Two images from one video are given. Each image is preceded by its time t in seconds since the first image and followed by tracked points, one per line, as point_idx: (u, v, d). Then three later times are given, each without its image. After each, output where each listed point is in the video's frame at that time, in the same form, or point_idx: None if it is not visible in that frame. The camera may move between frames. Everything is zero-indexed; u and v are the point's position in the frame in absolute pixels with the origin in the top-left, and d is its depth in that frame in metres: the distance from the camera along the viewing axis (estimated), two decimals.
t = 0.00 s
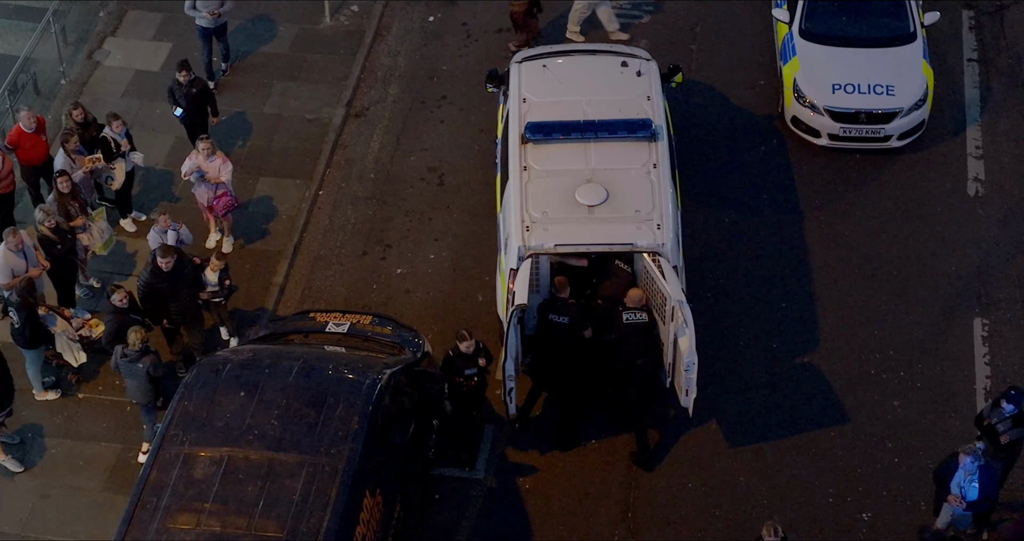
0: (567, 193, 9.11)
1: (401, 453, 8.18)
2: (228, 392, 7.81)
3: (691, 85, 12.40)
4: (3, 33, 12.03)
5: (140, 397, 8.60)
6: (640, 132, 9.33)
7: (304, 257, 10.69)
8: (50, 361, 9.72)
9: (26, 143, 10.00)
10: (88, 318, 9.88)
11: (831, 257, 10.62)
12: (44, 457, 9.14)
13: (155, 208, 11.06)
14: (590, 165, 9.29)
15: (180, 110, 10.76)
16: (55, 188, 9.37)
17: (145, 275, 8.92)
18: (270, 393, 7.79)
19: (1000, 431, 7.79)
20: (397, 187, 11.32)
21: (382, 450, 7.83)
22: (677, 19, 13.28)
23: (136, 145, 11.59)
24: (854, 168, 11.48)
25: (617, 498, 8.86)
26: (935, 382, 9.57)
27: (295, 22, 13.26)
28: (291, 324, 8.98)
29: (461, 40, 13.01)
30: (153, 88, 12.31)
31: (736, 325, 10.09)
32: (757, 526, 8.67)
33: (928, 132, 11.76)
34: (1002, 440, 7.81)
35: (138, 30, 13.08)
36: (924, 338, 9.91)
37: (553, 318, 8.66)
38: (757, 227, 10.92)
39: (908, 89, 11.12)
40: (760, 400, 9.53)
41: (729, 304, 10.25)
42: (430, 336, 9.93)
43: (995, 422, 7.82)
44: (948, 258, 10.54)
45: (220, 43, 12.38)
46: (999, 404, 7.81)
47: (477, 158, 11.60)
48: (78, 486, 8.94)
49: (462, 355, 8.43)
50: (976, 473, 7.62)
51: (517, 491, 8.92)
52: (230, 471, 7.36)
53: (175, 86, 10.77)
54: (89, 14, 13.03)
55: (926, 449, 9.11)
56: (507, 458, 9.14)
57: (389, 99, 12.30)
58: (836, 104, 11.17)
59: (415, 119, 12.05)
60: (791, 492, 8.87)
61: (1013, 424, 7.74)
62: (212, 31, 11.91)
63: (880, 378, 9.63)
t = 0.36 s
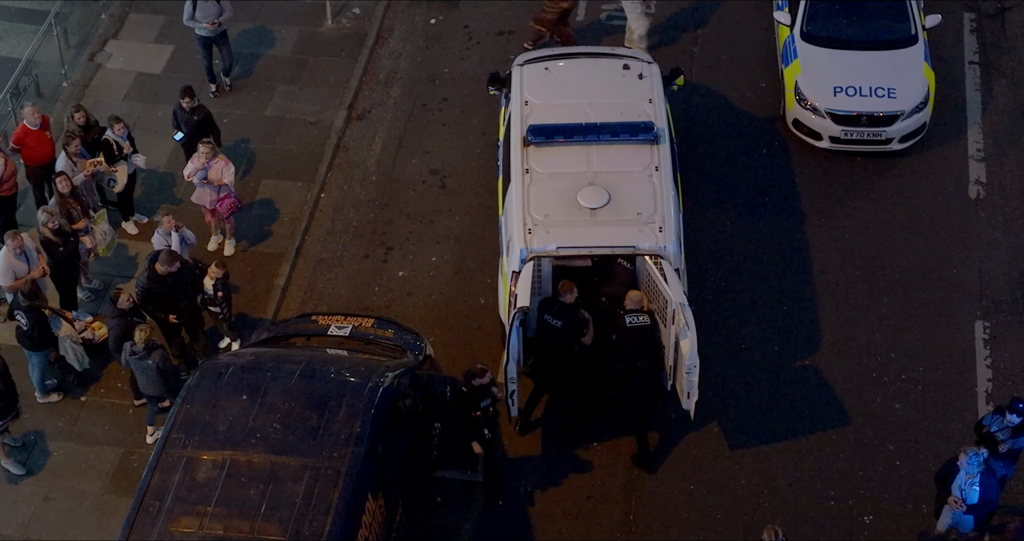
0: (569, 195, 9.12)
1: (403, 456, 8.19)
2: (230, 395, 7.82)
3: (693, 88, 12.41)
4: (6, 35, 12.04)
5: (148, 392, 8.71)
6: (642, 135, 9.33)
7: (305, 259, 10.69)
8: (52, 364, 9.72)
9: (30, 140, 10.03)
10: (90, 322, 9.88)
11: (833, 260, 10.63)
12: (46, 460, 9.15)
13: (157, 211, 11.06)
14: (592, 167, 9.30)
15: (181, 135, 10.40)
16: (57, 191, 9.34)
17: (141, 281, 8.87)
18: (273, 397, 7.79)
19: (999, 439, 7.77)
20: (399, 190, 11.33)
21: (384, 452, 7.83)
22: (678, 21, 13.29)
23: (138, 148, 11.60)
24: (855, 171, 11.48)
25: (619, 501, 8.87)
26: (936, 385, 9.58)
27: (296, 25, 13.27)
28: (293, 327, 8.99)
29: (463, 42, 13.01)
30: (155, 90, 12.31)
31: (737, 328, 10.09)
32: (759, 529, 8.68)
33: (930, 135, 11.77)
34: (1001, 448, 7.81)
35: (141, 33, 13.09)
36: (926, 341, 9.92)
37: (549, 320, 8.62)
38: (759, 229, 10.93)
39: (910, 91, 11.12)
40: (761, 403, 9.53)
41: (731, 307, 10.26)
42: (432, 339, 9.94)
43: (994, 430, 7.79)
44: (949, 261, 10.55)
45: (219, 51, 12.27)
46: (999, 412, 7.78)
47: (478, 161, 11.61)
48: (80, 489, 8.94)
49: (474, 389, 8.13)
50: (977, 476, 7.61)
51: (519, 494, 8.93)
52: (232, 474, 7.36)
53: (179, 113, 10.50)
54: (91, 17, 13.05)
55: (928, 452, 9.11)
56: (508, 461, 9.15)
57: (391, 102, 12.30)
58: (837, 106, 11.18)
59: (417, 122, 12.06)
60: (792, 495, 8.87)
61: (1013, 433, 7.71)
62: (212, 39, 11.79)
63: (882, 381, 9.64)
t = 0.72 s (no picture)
0: (570, 198, 9.13)
1: (404, 459, 8.19)
2: (232, 399, 7.83)
3: (694, 91, 12.42)
4: (8, 38, 12.06)
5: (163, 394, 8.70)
6: (643, 138, 9.34)
7: (306, 262, 10.70)
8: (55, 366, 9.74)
9: (34, 141, 10.06)
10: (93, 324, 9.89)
11: (834, 263, 10.64)
12: (48, 462, 9.16)
13: (158, 213, 11.07)
14: (594, 170, 9.31)
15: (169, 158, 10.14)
16: (58, 193, 9.36)
17: (147, 281, 8.92)
18: (274, 400, 7.80)
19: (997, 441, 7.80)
20: (400, 192, 11.34)
21: (385, 455, 7.83)
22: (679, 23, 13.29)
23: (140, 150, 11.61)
24: (856, 173, 11.49)
25: (620, 503, 8.87)
26: (937, 387, 9.58)
27: (298, 27, 13.28)
28: (295, 330, 9.00)
29: (464, 45, 13.02)
30: (157, 93, 12.32)
31: (738, 331, 10.10)
32: (761, 531, 8.68)
33: (931, 137, 11.77)
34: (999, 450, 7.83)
35: (142, 35, 13.10)
36: (927, 343, 9.92)
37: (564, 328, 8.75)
38: (760, 232, 10.94)
39: (911, 94, 11.13)
40: (762, 405, 9.54)
41: (732, 310, 10.27)
42: (433, 342, 9.95)
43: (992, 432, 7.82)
44: (950, 263, 10.55)
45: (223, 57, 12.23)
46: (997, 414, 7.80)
47: (479, 163, 11.62)
48: (82, 492, 8.95)
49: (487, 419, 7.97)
50: (977, 480, 7.65)
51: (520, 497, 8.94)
52: (233, 477, 7.37)
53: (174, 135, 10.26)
54: (93, 19, 13.06)
55: (929, 455, 9.12)
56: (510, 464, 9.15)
57: (392, 104, 12.31)
58: (838, 109, 11.18)
59: (418, 124, 12.07)
60: (793, 498, 8.88)
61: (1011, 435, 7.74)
62: (218, 49, 11.74)
63: (883, 383, 9.65)
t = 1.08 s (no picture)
0: (570, 201, 9.14)
1: (404, 461, 8.19)
2: (232, 401, 7.83)
3: (694, 93, 12.42)
4: (8, 40, 12.06)
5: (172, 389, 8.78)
6: (643, 141, 9.35)
7: (307, 264, 10.71)
8: (55, 369, 9.74)
9: (36, 143, 10.06)
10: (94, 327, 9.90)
11: (834, 265, 10.64)
12: (48, 464, 9.16)
13: (159, 216, 11.07)
14: (594, 172, 9.31)
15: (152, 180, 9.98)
16: (60, 196, 9.39)
17: (147, 283, 8.94)
18: (275, 402, 7.81)
19: (994, 441, 7.83)
20: (401, 194, 11.34)
21: (385, 458, 7.83)
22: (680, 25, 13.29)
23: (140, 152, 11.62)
24: (856, 176, 11.49)
25: (621, 505, 8.88)
26: (937, 390, 9.59)
27: (298, 29, 13.28)
28: (295, 332, 9.01)
29: (464, 47, 13.02)
30: (158, 95, 12.32)
31: (738, 334, 10.10)
32: (761, 534, 8.69)
33: (931, 139, 11.78)
34: (996, 450, 7.86)
35: (143, 37, 13.10)
36: (927, 346, 9.92)
37: (592, 351, 8.48)
38: (760, 234, 10.94)
39: (911, 96, 11.13)
40: (763, 408, 9.54)
41: (732, 312, 10.27)
42: (434, 345, 9.95)
43: (989, 432, 7.86)
44: (950, 266, 10.55)
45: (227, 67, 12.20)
46: (994, 413, 7.84)
47: (480, 166, 11.62)
48: (83, 494, 8.95)
49: (497, 461, 7.90)
50: (977, 484, 7.63)
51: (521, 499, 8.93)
52: (233, 480, 7.37)
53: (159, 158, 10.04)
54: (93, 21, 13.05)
55: (929, 457, 9.12)
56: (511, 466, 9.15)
57: (393, 106, 12.31)
58: (839, 111, 11.18)
59: (419, 126, 12.08)
60: (794, 501, 8.88)
61: (1008, 435, 7.78)
62: (227, 57, 11.71)
63: (883, 385, 9.65)
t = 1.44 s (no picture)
0: (571, 205, 9.14)
1: (405, 465, 8.20)
2: (234, 406, 7.83)
3: (695, 96, 12.43)
4: (9, 42, 12.07)
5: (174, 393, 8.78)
6: (644, 144, 9.35)
7: (308, 267, 10.71)
8: (55, 373, 9.73)
9: (38, 146, 10.08)
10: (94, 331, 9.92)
11: (835, 268, 10.64)
12: (50, 468, 9.16)
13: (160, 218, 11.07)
14: (594, 176, 9.32)
15: (145, 212, 9.91)
16: (61, 200, 9.39)
17: (147, 288, 8.96)
18: (276, 406, 7.81)
19: (994, 444, 7.82)
20: (401, 197, 11.35)
21: (386, 462, 7.83)
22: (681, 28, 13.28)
23: (141, 155, 11.62)
24: (857, 179, 11.49)
25: (622, 510, 8.88)
26: (938, 394, 9.59)
27: (299, 32, 13.29)
28: (296, 336, 9.01)
29: (465, 50, 13.02)
30: (159, 98, 12.33)
31: (739, 337, 10.10)
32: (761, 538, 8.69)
33: (931, 142, 11.77)
34: (996, 453, 7.85)
35: (143, 40, 13.11)
36: (927, 349, 9.93)
37: (608, 377, 8.41)
38: (761, 238, 10.94)
39: (912, 99, 11.13)
40: (764, 411, 9.54)
41: (733, 316, 10.27)
42: (434, 348, 9.95)
43: (989, 435, 7.85)
44: (950, 269, 10.55)
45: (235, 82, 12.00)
46: (995, 417, 7.83)
47: (481, 169, 11.62)
48: (84, 498, 8.96)
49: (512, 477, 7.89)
50: (978, 488, 7.63)
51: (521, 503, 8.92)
52: (235, 485, 7.37)
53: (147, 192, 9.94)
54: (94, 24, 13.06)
55: (930, 461, 9.12)
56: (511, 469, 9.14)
57: (393, 109, 12.31)
58: (839, 114, 11.19)
59: (420, 129, 12.08)
60: (794, 505, 8.88)
61: (1009, 438, 7.77)
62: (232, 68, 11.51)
63: (884, 389, 9.65)
